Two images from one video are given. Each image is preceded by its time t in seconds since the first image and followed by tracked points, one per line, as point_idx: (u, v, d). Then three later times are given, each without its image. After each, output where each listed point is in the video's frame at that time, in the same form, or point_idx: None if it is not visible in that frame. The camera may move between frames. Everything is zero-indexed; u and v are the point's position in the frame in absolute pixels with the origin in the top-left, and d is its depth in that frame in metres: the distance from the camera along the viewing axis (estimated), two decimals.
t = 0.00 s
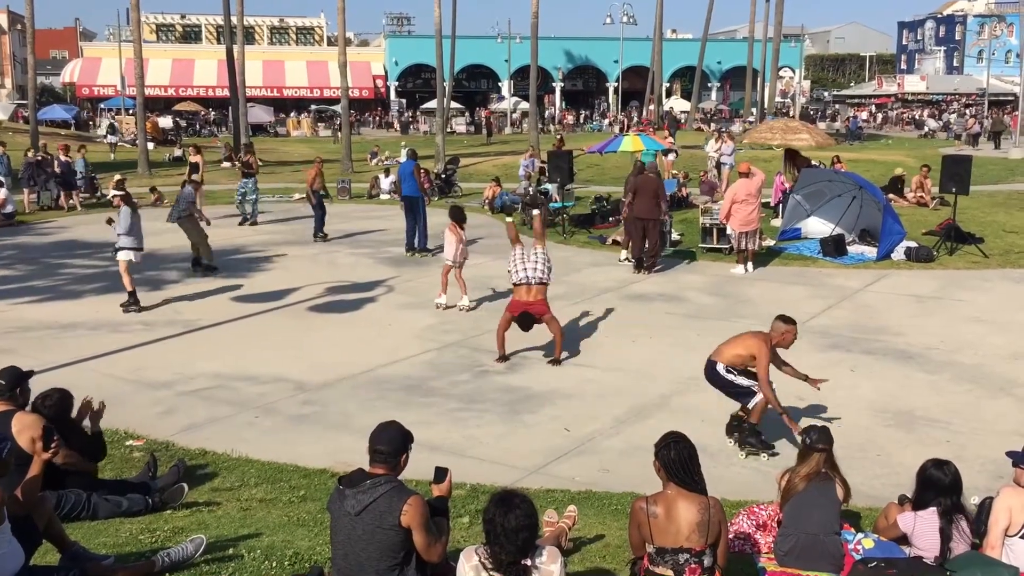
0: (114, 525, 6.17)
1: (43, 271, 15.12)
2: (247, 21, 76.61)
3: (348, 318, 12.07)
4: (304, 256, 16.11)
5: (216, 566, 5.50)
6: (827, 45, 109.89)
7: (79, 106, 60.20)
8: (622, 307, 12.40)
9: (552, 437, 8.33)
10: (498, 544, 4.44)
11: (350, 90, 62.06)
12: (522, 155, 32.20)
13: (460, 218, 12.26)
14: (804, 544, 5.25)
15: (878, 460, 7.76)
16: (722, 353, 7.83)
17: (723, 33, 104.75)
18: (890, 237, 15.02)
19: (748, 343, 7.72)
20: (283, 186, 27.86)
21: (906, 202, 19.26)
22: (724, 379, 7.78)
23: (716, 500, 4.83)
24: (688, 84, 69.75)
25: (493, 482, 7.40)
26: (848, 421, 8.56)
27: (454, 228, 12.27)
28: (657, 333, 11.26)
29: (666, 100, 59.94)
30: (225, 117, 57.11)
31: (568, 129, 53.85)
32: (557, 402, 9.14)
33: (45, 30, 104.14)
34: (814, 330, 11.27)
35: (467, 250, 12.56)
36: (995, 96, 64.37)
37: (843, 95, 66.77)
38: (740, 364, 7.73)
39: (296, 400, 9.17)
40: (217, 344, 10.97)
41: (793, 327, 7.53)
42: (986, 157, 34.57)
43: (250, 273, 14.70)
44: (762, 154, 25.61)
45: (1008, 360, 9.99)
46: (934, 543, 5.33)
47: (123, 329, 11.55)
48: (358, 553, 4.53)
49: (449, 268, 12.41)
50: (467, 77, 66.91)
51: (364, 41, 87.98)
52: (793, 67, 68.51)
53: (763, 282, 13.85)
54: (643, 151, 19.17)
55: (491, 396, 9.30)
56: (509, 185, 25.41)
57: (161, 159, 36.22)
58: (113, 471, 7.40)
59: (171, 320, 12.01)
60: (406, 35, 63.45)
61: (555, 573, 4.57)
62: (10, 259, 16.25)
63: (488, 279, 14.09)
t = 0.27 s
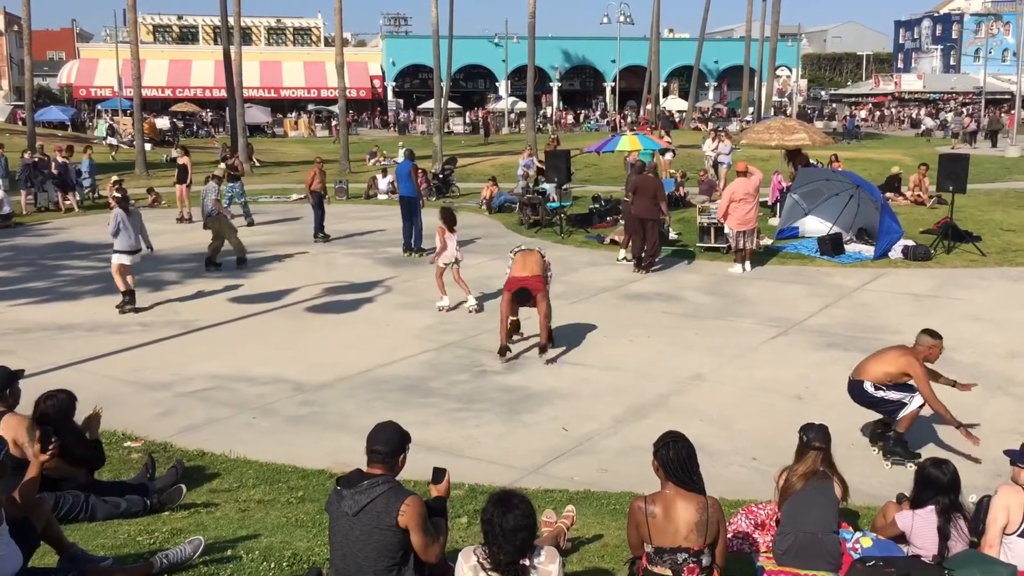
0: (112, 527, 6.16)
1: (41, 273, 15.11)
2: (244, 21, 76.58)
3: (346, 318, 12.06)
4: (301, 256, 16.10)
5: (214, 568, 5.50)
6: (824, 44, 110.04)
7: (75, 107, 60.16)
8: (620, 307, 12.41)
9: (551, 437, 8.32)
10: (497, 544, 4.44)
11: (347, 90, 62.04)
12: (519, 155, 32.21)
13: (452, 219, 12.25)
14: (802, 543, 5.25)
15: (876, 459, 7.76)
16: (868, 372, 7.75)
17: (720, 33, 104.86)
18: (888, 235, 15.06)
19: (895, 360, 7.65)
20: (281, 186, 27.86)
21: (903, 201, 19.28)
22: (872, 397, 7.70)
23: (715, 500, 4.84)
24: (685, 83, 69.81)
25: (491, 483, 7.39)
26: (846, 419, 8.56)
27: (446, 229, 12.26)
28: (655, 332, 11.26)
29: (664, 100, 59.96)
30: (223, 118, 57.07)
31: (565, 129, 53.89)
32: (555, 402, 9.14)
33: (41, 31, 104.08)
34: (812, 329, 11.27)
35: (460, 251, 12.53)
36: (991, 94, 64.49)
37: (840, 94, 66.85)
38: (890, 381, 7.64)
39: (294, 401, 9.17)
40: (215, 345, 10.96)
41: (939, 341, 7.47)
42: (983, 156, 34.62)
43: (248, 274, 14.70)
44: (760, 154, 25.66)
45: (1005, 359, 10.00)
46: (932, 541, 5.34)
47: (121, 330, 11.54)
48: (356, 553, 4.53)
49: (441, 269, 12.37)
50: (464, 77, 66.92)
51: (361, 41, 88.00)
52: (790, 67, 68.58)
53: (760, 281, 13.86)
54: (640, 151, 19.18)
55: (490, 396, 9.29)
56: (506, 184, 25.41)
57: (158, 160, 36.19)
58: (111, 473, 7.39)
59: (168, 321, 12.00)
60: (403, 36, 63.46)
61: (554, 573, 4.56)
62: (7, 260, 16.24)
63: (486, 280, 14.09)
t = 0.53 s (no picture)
0: (109, 527, 6.16)
1: (38, 274, 15.09)
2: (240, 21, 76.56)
3: (343, 318, 12.06)
4: (299, 256, 16.09)
5: (211, 568, 5.50)
6: (821, 43, 110.41)
7: (72, 108, 60.11)
8: (617, 306, 12.40)
9: (548, 436, 8.32)
10: (494, 543, 4.43)
11: (344, 90, 62.03)
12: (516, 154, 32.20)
13: (443, 215, 12.35)
14: (800, 541, 5.24)
15: (873, 457, 7.76)
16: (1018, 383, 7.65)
17: (716, 31, 104.92)
18: (885, 232, 15.06)
19: None
20: (278, 186, 27.85)
21: (900, 199, 19.30)
22: None
23: (712, 497, 4.84)
24: (682, 82, 69.86)
25: (489, 482, 7.39)
26: (843, 417, 8.57)
27: (439, 225, 12.35)
28: (652, 331, 11.26)
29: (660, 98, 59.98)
30: (219, 118, 57.03)
31: (562, 128, 53.92)
32: (552, 400, 9.14)
33: (37, 31, 104.03)
34: (809, 327, 11.27)
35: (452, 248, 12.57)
36: (988, 92, 64.58)
37: (837, 92, 66.89)
38: None
39: (291, 400, 9.16)
40: (212, 345, 10.95)
41: None
42: (980, 153, 34.67)
43: (245, 274, 14.69)
44: (757, 152, 25.67)
45: (1002, 356, 10.01)
46: (929, 538, 5.34)
47: (118, 331, 11.53)
48: (353, 553, 4.53)
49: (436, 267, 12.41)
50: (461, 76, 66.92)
51: (358, 40, 87.98)
52: (787, 65, 68.65)
53: (757, 279, 13.86)
54: (637, 150, 19.17)
55: (487, 395, 9.29)
56: (503, 184, 25.40)
57: (154, 160, 36.18)
58: (108, 473, 7.38)
59: (165, 321, 11.99)
60: (400, 35, 63.45)
61: (551, 572, 4.57)
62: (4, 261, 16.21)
63: (483, 279, 14.09)
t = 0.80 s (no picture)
0: (105, 529, 6.15)
1: (35, 276, 15.06)
2: (237, 23, 76.58)
3: (341, 319, 12.05)
4: (296, 258, 16.08)
5: (209, 570, 5.50)
6: (817, 44, 110.63)
7: (68, 110, 60.07)
8: (614, 307, 12.41)
9: (545, 437, 8.32)
10: (490, 544, 4.43)
11: (340, 91, 62.02)
12: (513, 155, 32.22)
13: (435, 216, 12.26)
14: (797, 541, 5.25)
15: (870, 457, 7.77)
16: None
17: (713, 32, 105.12)
18: (881, 233, 15.08)
19: None
20: (275, 188, 27.84)
21: (897, 199, 19.32)
22: None
23: (709, 498, 4.85)
24: (678, 83, 69.95)
25: (486, 483, 7.39)
26: (840, 417, 8.57)
27: (432, 227, 12.28)
28: (650, 332, 11.27)
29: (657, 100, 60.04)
30: (216, 120, 57.02)
31: (559, 129, 53.95)
32: (549, 402, 9.14)
33: (34, 33, 103.99)
34: (806, 328, 11.28)
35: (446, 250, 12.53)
36: (984, 93, 64.69)
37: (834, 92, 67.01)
38: None
39: (288, 402, 9.15)
40: (209, 347, 10.94)
41: None
42: (976, 153, 34.74)
43: (242, 276, 14.68)
44: (753, 153, 25.71)
45: (999, 356, 10.02)
46: (926, 539, 5.34)
47: (115, 333, 11.52)
48: (349, 555, 4.52)
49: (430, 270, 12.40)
50: (457, 77, 66.97)
51: (354, 42, 88.02)
52: (783, 66, 68.76)
53: (754, 280, 13.88)
54: (634, 151, 19.18)
55: (484, 396, 9.29)
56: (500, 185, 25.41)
57: (151, 162, 36.17)
58: (105, 476, 7.37)
59: (162, 323, 11.98)
60: (397, 37, 63.50)
61: (548, 572, 4.57)
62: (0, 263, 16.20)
63: (480, 280, 14.09)
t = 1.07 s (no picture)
0: (102, 531, 6.15)
1: (32, 278, 15.05)
2: (233, 25, 76.55)
3: (338, 321, 12.05)
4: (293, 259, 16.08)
5: (207, 572, 5.49)
6: (814, 45, 110.78)
7: (65, 112, 60.01)
8: (611, 308, 12.41)
9: (543, 438, 8.32)
10: (488, 545, 4.43)
11: (337, 93, 61.97)
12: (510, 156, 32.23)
13: (430, 219, 12.23)
14: (795, 541, 5.26)
15: (868, 457, 7.78)
16: None
17: (709, 33, 105.21)
18: (878, 234, 15.09)
19: None
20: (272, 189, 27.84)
21: (893, 199, 19.34)
22: None
23: (706, 499, 4.84)
24: (675, 84, 70.02)
25: (485, 484, 7.40)
26: (837, 417, 8.58)
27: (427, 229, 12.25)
28: (647, 332, 11.28)
29: (654, 100, 60.08)
30: (213, 122, 56.96)
31: (556, 130, 53.98)
32: (547, 402, 9.14)
33: (30, 35, 103.93)
34: (803, 328, 11.29)
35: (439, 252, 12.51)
36: (980, 93, 64.80)
37: (831, 93, 67.09)
38: None
39: (286, 404, 9.15)
40: (207, 349, 10.94)
41: None
42: (972, 153, 34.79)
43: (240, 277, 14.67)
44: (750, 153, 25.74)
45: (996, 356, 10.04)
46: (924, 538, 5.35)
47: (112, 335, 11.51)
48: (348, 557, 4.52)
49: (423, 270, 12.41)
50: (454, 79, 66.98)
51: (351, 43, 88.04)
52: (780, 67, 68.88)
53: (751, 280, 13.89)
54: (631, 152, 19.18)
55: (482, 397, 9.29)
56: (497, 186, 25.42)
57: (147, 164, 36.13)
58: (102, 478, 7.36)
59: (160, 325, 11.97)
60: (394, 38, 63.51)
61: (546, 574, 4.57)
62: None
63: (478, 281, 14.09)
